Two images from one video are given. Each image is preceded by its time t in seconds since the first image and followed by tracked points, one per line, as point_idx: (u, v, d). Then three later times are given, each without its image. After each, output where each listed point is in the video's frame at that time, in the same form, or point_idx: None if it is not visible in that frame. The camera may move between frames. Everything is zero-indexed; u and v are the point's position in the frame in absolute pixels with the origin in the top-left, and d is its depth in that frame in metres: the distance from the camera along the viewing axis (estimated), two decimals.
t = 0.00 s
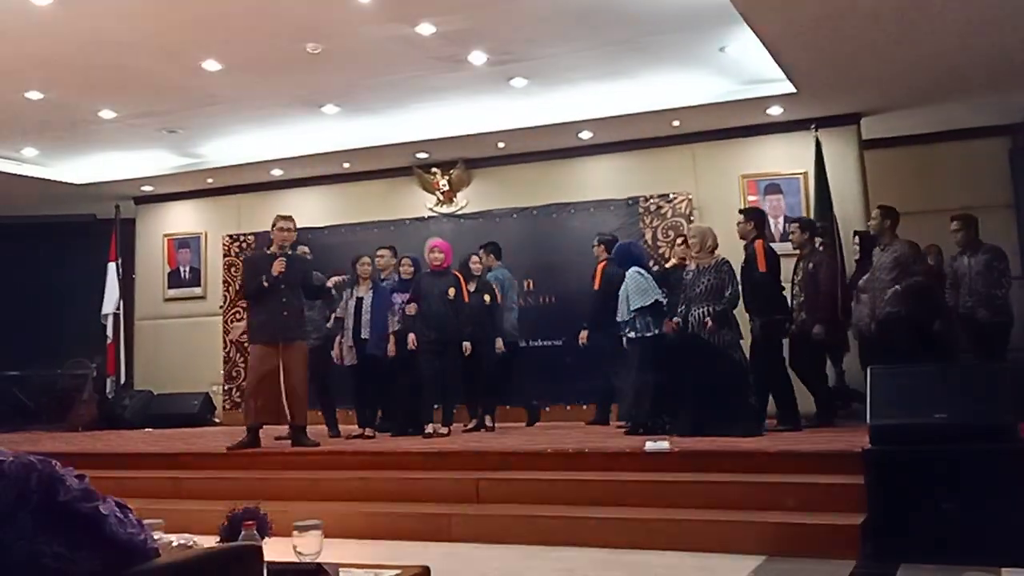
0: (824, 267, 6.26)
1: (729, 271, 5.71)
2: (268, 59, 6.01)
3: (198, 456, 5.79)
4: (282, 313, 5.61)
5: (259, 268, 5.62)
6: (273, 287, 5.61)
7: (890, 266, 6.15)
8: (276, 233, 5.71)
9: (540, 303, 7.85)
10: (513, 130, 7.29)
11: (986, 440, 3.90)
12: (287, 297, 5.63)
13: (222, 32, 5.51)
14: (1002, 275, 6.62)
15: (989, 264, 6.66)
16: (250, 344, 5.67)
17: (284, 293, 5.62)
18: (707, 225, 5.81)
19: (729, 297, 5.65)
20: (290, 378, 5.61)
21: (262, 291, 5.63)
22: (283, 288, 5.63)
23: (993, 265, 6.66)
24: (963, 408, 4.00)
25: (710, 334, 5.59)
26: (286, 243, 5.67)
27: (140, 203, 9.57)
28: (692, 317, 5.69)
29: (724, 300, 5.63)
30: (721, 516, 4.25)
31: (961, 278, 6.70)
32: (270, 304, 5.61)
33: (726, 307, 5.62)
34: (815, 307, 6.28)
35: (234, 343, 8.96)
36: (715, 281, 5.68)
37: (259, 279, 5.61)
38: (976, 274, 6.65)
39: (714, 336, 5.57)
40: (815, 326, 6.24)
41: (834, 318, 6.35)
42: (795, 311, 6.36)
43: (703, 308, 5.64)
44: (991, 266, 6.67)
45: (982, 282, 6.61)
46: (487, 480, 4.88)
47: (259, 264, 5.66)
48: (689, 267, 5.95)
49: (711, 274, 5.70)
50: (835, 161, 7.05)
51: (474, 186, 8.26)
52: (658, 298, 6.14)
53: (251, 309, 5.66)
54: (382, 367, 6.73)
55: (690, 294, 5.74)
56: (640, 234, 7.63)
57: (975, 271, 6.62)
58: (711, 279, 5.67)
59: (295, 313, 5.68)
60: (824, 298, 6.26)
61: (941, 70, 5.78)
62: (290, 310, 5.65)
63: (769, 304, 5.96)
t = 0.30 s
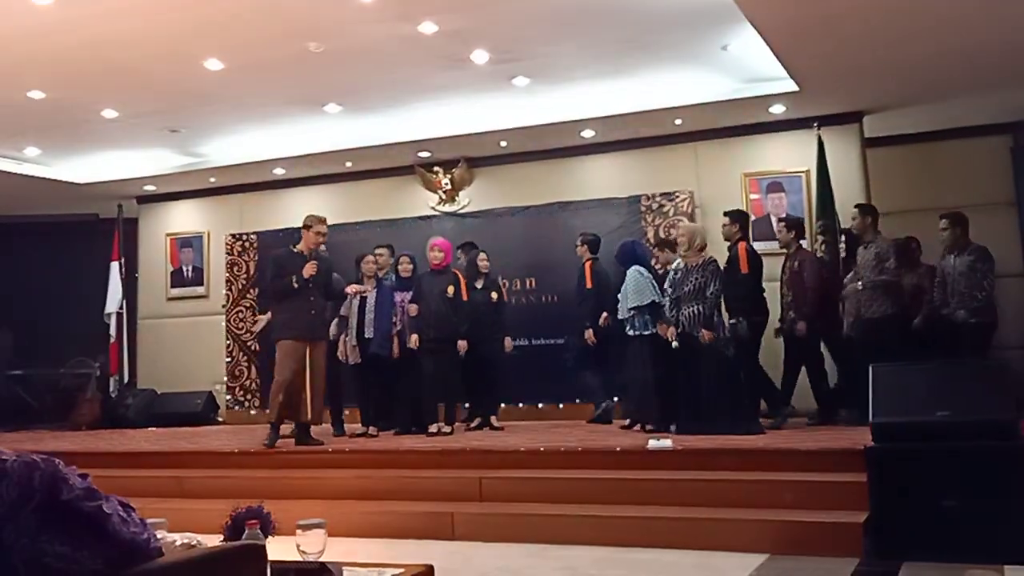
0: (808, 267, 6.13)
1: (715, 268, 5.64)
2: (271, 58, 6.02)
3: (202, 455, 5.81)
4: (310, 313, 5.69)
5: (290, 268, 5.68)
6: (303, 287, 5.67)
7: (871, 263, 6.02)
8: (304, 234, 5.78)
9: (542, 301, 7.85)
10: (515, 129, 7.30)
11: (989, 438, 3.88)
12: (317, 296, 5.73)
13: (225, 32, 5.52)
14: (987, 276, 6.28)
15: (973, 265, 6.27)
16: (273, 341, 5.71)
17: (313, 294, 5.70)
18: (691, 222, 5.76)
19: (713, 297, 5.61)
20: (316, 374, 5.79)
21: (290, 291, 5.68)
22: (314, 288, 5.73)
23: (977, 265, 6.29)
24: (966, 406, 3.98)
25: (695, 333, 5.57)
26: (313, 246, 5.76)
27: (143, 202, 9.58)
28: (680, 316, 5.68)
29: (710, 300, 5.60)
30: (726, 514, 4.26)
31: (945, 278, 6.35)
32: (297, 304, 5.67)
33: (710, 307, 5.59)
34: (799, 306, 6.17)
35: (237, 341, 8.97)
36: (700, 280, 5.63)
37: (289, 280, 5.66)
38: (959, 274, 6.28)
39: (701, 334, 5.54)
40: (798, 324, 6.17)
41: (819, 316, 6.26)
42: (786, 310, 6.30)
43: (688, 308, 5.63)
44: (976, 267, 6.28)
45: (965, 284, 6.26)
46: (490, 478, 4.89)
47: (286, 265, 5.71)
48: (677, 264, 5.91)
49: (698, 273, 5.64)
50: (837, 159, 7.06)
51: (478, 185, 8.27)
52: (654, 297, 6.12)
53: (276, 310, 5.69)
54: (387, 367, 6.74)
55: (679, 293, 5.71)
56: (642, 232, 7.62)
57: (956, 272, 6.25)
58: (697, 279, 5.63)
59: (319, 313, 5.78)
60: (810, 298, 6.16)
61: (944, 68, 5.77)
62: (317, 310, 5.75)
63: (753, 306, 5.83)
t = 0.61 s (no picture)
0: (791, 269, 6.28)
1: (708, 266, 5.60)
2: (274, 57, 6.02)
3: (206, 454, 5.82)
4: (329, 314, 5.72)
5: (306, 269, 5.72)
6: (321, 290, 5.71)
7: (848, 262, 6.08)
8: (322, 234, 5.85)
9: (544, 300, 7.84)
10: (518, 127, 7.30)
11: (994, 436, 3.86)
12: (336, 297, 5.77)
13: (227, 31, 5.52)
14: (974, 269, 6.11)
15: (958, 257, 6.12)
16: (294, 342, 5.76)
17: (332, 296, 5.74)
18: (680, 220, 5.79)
19: (709, 293, 5.56)
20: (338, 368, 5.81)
21: (309, 293, 5.70)
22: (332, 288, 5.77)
23: (963, 258, 6.12)
24: (970, 403, 3.96)
25: (692, 330, 5.58)
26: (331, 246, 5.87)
27: (146, 202, 9.60)
28: (677, 314, 5.69)
29: (704, 297, 5.56)
30: (730, 512, 4.26)
31: (933, 271, 6.22)
32: (316, 306, 5.70)
33: (708, 304, 5.56)
34: (781, 306, 6.34)
35: (240, 340, 8.98)
36: (694, 279, 5.61)
37: (307, 281, 5.69)
38: (945, 267, 6.15)
39: (699, 331, 5.56)
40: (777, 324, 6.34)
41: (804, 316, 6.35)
42: (770, 310, 6.46)
43: (682, 304, 5.64)
44: (963, 258, 6.14)
45: (953, 277, 6.12)
46: (493, 477, 4.88)
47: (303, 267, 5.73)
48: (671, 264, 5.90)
49: (691, 271, 5.62)
50: (839, 158, 7.05)
51: (479, 184, 8.28)
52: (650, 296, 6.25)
53: (294, 310, 5.70)
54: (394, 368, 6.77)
55: (674, 291, 5.69)
56: (644, 230, 7.62)
57: (942, 265, 6.14)
58: (691, 278, 5.61)
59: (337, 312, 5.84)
60: (795, 297, 6.29)
61: (948, 65, 5.76)
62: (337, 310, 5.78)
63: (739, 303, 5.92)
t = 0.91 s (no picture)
0: (780, 267, 6.32)
1: (710, 265, 5.66)
2: (276, 57, 6.03)
3: (209, 453, 5.84)
4: (353, 311, 5.80)
5: (329, 267, 5.76)
6: (345, 287, 5.76)
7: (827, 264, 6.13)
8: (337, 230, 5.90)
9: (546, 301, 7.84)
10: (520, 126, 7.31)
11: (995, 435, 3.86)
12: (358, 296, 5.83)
13: (230, 32, 5.54)
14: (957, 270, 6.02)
15: (941, 259, 6.03)
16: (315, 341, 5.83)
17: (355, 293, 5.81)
18: (682, 218, 5.82)
19: (712, 292, 5.63)
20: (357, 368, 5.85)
21: (332, 290, 5.75)
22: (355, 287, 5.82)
23: (947, 260, 6.03)
24: (971, 403, 3.96)
25: (696, 327, 5.58)
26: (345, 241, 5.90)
27: (149, 202, 9.62)
28: (676, 311, 5.70)
29: (705, 295, 5.61)
30: (732, 511, 4.26)
31: (916, 274, 6.14)
32: (341, 303, 5.77)
33: (711, 302, 5.62)
34: (769, 305, 6.36)
35: (244, 340, 9.00)
36: (696, 277, 5.64)
37: (331, 279, 5.74)
38: (928, 269, 6.07)
39: (705, 328, 5.56)
40: (767, 321, 6.37)
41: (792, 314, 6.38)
42: (757, 310, 6.49)
43: (681, 302, 5.65)
44: (945, 260, 6.04)
45: (936, 278, 6.05)
46: (496, 476, 4.89)
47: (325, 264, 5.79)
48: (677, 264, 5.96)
49: (692, 270, 5.66)
50: (841, 158, 7.06)
51: (482, 183, 8.29)
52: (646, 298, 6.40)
53: (317, 308, 5.77)
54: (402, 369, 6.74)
55: (675, 289, 5.71)
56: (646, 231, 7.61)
57: (924, 268, 6.06)
58: (692, 276, 5.64)
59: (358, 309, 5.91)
60: (783, 298, 6.31)
61: (951, 65, 5.75)
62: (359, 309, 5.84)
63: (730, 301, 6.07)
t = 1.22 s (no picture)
0: (774, 267, 6.28)
1: (716, 266, 5.67)
2: (278, 58, 6.04)
3: (213, 454, 5.84)
4: (364, 307, 5.76)
5: (339, 262, 5.73)
6: (355, 282, 5.73)
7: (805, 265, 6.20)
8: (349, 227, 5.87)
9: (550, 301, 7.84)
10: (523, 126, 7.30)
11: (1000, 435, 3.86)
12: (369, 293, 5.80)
13: (232, 32, 5.54)
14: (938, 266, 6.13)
15: (925, 257, 6.10)
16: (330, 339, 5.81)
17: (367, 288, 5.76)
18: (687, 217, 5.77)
19: (717, 293, 5.63)
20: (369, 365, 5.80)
21: (343, 287, 5.73)
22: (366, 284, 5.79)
23: (930, 256, 6.12)
24: (975, 403, 3.95)
25: (700, 326, 5.56)
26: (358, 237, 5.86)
27: (153, 203, 9.63)
28: (678, 309, 5.68)
29: (710, 295, 5.60)
30: (735, 511, 4.25)
31: (898, 275, 6.10)
32: (352, 300, 5.74)
33: (716, 302, 5.61)
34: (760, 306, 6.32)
35: (248, 340, 9.01)
36: (702, 276, 5.63)
37: (341, 275, 5.72)
38: (912, 269, 6.07)
39: (709, 328, 5.53)
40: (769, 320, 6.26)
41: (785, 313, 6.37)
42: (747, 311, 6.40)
43: (683, 300, 5.64)
44: (927, 257, 6.11)
45: (920, 277, 6.07)
46: (500, 476, 4.89)
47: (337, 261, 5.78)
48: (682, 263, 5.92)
49: (698, 269, 5.64)
50: (844, 156, 7.05)
51: (485, 183, 8.28)
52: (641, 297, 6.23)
53: (332, 304, 5.77)
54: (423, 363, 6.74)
55: (677, 287, 5.69)
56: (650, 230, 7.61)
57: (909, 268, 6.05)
58: (698, 275, 5.63)
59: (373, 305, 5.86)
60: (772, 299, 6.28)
61: (954, 63, 5.74)
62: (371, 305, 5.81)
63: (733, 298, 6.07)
